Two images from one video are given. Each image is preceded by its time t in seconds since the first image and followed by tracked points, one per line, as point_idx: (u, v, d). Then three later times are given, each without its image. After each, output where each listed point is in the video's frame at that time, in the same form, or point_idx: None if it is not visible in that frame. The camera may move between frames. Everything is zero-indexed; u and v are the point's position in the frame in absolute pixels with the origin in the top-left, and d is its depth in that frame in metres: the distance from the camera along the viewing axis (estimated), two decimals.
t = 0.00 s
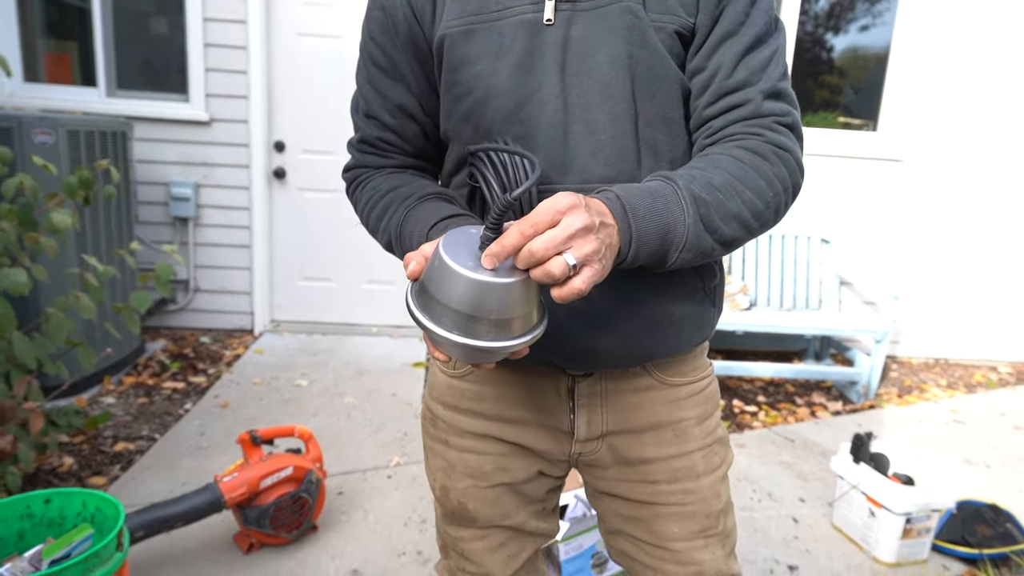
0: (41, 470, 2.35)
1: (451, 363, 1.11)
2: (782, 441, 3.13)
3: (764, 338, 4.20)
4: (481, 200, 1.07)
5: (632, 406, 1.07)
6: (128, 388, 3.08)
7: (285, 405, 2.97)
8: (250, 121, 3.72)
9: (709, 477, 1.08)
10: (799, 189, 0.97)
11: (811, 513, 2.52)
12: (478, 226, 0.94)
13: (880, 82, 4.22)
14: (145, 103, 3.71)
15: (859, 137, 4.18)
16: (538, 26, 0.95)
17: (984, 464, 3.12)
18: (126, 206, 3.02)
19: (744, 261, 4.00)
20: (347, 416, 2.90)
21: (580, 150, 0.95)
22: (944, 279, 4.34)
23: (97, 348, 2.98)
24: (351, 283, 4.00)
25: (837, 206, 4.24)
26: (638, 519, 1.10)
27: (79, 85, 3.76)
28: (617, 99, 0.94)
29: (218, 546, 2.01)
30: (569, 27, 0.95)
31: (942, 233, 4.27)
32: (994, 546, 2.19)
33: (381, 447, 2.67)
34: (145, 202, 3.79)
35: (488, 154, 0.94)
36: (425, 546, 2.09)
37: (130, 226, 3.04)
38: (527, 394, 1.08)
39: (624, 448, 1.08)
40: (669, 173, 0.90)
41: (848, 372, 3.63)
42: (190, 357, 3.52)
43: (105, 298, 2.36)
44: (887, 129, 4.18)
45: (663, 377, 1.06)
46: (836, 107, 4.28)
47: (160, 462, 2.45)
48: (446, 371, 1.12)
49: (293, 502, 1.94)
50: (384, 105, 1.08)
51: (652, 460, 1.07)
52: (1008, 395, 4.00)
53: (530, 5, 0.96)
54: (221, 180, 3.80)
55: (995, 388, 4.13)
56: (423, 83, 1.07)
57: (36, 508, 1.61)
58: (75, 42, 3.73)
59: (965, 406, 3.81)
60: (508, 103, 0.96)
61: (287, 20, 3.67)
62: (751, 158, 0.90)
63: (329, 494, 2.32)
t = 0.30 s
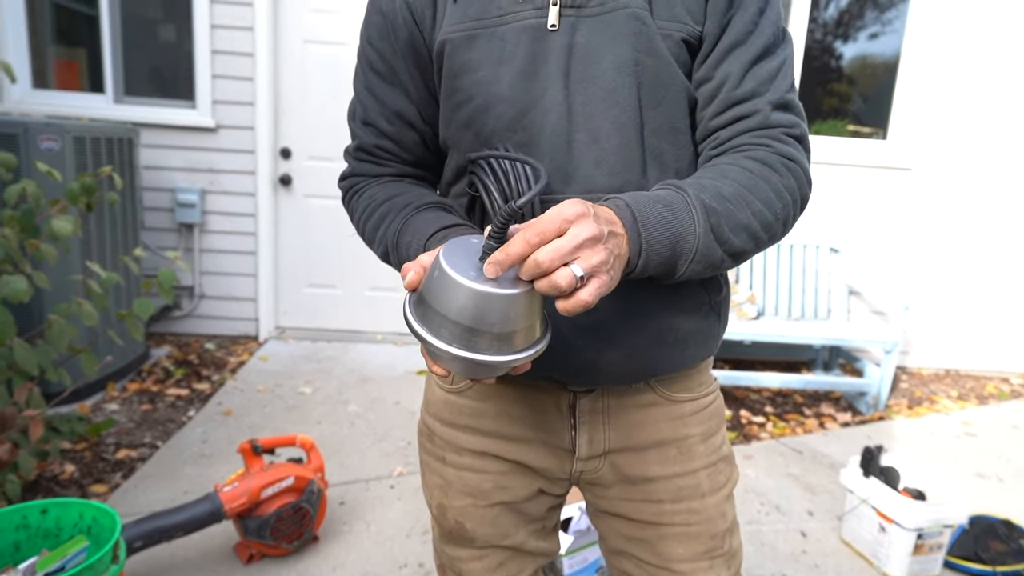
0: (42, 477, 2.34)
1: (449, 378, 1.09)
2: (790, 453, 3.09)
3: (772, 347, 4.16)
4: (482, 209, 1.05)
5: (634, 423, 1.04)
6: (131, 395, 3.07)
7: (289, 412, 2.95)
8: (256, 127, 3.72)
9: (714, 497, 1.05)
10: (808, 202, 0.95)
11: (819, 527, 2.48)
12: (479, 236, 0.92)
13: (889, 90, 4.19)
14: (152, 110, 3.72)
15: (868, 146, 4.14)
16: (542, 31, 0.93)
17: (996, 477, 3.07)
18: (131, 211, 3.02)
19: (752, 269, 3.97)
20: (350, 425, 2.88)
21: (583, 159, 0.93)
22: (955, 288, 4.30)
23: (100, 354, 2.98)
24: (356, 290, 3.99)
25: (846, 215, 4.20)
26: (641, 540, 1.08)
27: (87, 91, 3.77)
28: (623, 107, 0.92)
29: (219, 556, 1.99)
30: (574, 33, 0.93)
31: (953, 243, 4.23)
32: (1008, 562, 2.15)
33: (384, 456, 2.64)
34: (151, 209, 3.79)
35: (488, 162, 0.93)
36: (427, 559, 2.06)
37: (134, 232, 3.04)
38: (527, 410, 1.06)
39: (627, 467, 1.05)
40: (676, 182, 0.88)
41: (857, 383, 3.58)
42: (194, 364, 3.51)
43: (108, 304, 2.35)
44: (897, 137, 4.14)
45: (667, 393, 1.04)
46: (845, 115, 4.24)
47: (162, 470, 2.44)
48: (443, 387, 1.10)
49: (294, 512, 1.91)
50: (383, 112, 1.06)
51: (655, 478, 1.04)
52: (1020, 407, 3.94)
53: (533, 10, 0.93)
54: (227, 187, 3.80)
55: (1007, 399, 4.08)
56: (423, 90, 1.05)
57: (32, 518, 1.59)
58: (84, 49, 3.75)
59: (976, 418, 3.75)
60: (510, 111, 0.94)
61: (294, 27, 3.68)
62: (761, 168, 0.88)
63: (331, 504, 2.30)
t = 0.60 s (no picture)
0: (46, 478, 2.35)
1: (450, 382, 1.08)
2: (797, 458, 3.06)
3: (778, 351, 4.13)
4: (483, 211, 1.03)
5: (638, 428, 1.03)
6: (136, 395, 3.07)
7: (293, 414, 2.95)
8: (262, 128, 3.72)
9: (720, 504, 1.03)
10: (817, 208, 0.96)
11: (826, 532, 2.46)
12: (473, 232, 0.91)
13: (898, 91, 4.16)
14: (158, 110, 3.72)
15: (876, 148, 4.11)
16: (543, 30, 0.92)
17: (1006, 483, 3.04)
18: (136, 211, 3.03)
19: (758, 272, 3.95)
20: (355, 426, 2.87)
21: (585, 159, 0.92)
22: (964, 292, 4.26)
23: (105, 354, 2.98)
24: (361, 291, 3.98)
25: (854, 217, 4.17)
26: (644, 546, 1.06)
27: (94, 91, 3.78)
28: (626, 107, 0.90)
29: (221, 558, 1.98)
30: (576, 31, 0.92)
31: (962, 245, 4.19)
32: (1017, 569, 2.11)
33: (388, 458, 2.63)
34: (157, 209, 3.80)
35: (485, 158, 0.93)
36: (430, 562, 2.05)
37: (139, 232, 3.04)
38: (528, 413, 1.05)
39: (631, 472, 1.04)
40: (713, 187, 0.85)
41: (865, 386, 3.56)
42: (199, 364, 3.51)
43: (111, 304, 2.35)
44: (905, 139, 4.11)
45: (672, 398, 1.02)
46: (853, 117, 4.22)
47: (166, 471, 2.43)
48: (445, 389, 1.09)
49: (296, 514, 1.90)
50: (383, 113, 1.05)
51: (660, 485, 1.03)
52: None
53: (535, 9, 0.92)
54: (232, 187, 3.80)
55: (1016, 404, 4.04)
56: (423, 90, 1.04)
57: (33, 520, 1.59)
58: (91, 49, 3.75)
59: (985, 423, 3.71)
60: (511, 110, 0.93)
61: (300, 27, 3.68)
62: (790, 174, 0.87)
63: (334, 506, 2.29)
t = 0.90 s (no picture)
0: (50, 481, 2.34)
1: (453, 385, 1.06)
2: (803, 461, 3.04)
3: (783, 354, 4.11)
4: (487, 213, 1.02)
5: (643, 431, 1.02)
6: (140, 398, 3.07)
7: (297, 417, 2.94)
8: (267, 131, 3.73)
9: (726, 508, 1.02)
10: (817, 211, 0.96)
11: (832, 537, 2.44)
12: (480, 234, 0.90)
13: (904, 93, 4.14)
14: (163, 113, 3.73)
15: (882, 150, 4.10)
16: (547, 31, 0.92)
17: (1014, 487, 3.01)
18: (140, 214, 3.03)
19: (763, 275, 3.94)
20: (359, 429, 2.87)
21: (589, 161, 0.91)
22: (971, 295, 4.23)
23: (109, 356, 2.99)
24: (365, 293, 3.98)
25: (859, 220, 4.15)
26: (650, 551, 1.05)
27: (100, 95, 3.79)
28: (630, 110, 0.90)
29: (224, 563, 1.97)
30: (580, 33, 0.91)
31: (969, 248, 4.17)
32: None
33: (392, 462, 2.63)
34: (161, 212, 3.80)
35: (492, 159, 0.92)
36: (433, 567, 2.04)
37: (143, 235, 3.04)
38: (533, 416, 1.04)
39: (636, 476, 1.03)
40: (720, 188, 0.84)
41: (871, 389, 3.53)
42: (203, 367, 3.51)
43: (115, 308, 2.35)
44: (911, 141, 4.09)
45: (676, 401, 1.01)
46: (858, 119, 4.20)
47: (169, 475, 2.43)
48: (448, 393, 1.08)
49: (300, 518, 1.89)
50: (387, 115, 1.05)
51: (665, 488, 1.02)
52: None
53: (539, 11, 0.92)
54: (237, 190, 3.80)
55: None
56: (426, 92, 1.03)
57: (35, 524, 1.59)
58: (97, 53, 3.77)
59: (993, 426, 3.69)
60: (515, 112, 0.92)
61: (304, 30, 3.68)
62: (796, 176, 0.86)
63: (338, 510, 2.28)
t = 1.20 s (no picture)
0: (55, 490, 2.34)
1: (456, 395, 1.06)
2: (809, 470, 3.03)
3: (788, 362, 4.10)
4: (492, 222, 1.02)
5: (645, 443, 1.02)
6: (145, 407, 3.08)
7: (301, 426, 2.94)
8: (272, 140, 3.74)
9: (727, 520, 1.02)
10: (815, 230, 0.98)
11: (839, 547, 2.43)
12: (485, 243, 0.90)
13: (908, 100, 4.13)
14: (168, 122, 3.75)
15: (886, 158, 4.09)
16: (557, 45, 0.91)
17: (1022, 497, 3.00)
18: (147, 223, 3.05)
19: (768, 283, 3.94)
20: (363, 438, 2.86)
21: (596, 173, 0.91)
22: (976, 303, 4.22)
23: (115, 366, 2.99)
24: (370, 302, 3.99)
25: (863, 228, 4.14)
26: (652, 563, 1.05)
27: (106, 105, 3.82)
28: (637, 125, 0.90)
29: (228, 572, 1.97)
30: (590, 48, 0.91)
31: (974, 256, 4.16)
32: None
33: (397, 471, 2.62)
34: (167, 220, 3.82)
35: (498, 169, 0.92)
36: None
37: (149, 244, 3.06)
38: (535, 427, 1.04)
39: (637, 488, 1.03)
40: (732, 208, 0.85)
41: (877, 398, 3.52)
42: (208, 376, 3.51)
43: (122, 317, 2.36)
44: (915, 149, 4.09)
45: (678, 413, 1.01)
46: (862, 126, 4.17)
47: (174, 484, 2.43)
48: (450, 403, 1.07)
49: (304, 528, 1.89)
50: (396, 122, 1.01)
51: (666, 501, 1.01)
52: None
53: (550, 25, 0.91)
54: (242, 199, 3.81)
55: None
56: (436, 101, 1.01)
57: (41, 535, 1.59)
58: (104, 63, 3.80)
59: (1000, 435, 3.67)
60: (522, 124, 0.92)
61: (310, 41, 3.72)
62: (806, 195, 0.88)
63: (343, 519, 2.28)
